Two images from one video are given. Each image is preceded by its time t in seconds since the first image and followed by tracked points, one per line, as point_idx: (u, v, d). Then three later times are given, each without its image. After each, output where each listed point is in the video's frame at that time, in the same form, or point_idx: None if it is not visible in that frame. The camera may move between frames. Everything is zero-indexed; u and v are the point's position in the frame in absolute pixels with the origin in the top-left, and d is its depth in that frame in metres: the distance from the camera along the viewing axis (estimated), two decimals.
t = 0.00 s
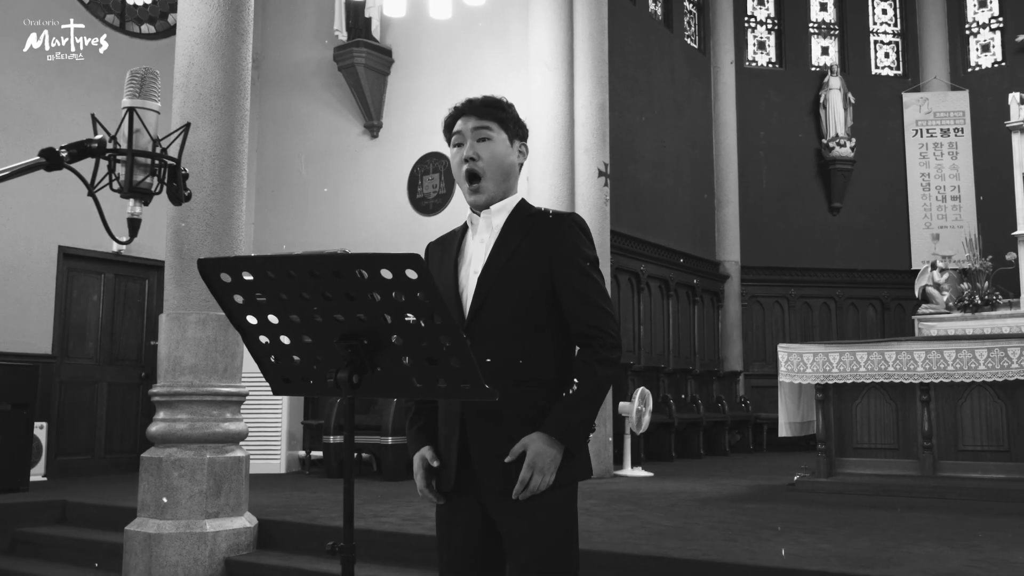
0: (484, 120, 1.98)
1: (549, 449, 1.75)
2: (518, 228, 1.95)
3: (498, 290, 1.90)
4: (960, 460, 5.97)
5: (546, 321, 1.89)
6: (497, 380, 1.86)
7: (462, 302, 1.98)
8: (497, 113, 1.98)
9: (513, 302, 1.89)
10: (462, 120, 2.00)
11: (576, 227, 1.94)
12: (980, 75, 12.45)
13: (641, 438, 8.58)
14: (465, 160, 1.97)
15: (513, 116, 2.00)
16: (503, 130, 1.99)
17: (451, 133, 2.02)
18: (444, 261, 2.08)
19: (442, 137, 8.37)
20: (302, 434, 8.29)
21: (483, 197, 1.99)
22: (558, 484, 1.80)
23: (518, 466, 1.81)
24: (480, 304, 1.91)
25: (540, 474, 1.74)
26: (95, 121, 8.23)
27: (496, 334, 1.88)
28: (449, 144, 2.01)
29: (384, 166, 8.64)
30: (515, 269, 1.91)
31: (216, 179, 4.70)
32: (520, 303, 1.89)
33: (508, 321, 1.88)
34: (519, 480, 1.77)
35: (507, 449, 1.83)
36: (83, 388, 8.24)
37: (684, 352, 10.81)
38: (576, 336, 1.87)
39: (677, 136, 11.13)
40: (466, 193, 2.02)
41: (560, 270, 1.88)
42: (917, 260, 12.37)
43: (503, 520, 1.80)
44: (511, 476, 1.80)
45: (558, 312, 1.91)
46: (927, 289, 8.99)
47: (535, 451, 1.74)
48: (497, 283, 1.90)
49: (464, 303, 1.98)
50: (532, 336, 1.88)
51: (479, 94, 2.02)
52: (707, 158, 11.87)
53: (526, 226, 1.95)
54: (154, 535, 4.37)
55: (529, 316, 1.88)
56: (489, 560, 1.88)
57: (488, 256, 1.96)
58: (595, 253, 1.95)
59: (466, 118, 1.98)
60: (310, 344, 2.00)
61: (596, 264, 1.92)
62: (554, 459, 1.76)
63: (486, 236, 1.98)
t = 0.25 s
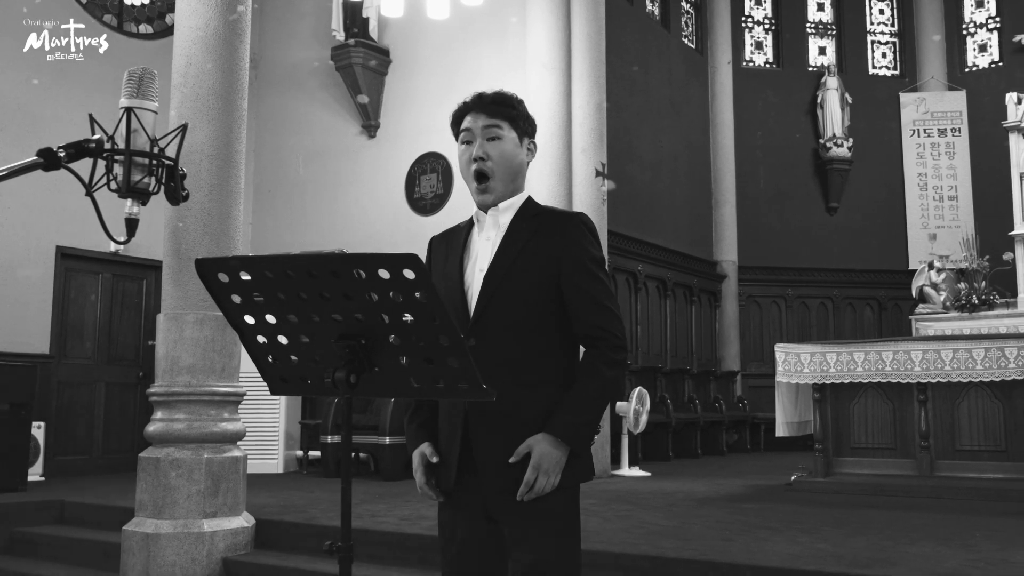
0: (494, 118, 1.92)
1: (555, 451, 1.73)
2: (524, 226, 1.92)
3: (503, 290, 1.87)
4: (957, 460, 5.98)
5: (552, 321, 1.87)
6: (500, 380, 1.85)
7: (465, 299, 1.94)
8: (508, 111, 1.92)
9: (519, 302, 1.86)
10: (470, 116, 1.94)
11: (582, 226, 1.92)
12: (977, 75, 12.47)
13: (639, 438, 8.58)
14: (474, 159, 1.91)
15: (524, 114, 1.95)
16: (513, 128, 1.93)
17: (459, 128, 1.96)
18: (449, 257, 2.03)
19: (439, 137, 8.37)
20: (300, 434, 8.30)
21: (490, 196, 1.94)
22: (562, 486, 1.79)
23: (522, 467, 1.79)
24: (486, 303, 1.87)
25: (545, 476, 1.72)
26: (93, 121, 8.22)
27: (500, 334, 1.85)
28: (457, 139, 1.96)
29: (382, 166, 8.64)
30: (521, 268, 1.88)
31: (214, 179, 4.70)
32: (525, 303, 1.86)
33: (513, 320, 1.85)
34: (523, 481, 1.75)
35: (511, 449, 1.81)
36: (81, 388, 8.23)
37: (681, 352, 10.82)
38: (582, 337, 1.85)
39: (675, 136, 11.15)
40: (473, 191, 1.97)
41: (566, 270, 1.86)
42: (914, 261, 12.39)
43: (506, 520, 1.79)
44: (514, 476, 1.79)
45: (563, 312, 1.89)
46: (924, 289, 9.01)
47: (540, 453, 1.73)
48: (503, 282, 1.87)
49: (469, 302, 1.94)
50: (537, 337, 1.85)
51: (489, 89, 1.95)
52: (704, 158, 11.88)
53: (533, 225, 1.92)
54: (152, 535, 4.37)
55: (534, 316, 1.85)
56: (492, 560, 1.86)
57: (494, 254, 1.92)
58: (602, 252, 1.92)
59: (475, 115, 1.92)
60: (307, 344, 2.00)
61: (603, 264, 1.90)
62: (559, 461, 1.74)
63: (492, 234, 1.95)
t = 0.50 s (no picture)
0: (502, 118, 1.91)
1: (560, 452, 1.74)
2: (529, 226, 1.92)
3: (508, 290, 1.87)
4: (954, 460, 5.99)
5: (555, 322, 1.87)
6: (503, 382, 1.84)
7: (468, 300, 1.94)
8: (515, 111, 1.92)
9: (522, 303, 1.86)
10: (476, 115, 1.93)
11: (587, 227, 1.91)
12: (974, 75, 12.48)
13: (636, 438, 8.58)
14: (481, 159, 1.91)
15: (531, 114, 1.94)
16: (520, 128, 1.93)
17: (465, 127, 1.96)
18: (451, 254, 2.03)
19: (437, 137, 8.37)
20: (297, 434, 8.29)
21: (495, 195, 1.94)
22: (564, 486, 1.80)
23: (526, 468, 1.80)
24: (489, 304, 1.87)
25: (550, 477, 1.73)
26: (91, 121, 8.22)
27: (503, 336, 1.85)
28: (463, 138, 1.95)
29: (380, 166, 8.64)
30: (526, 269, 1.87)
31: (212, 179, 4.70)
32: (530, 304, 1.86)
33: (516, 321, 1.85)
34: (527, 482, 1.75)
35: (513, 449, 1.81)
36: (78, 388, 8.22)
37: (678, 352, 10.83)
38: (586, 338, 1.84)
39: (672, 135, 11.15)
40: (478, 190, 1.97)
41: (571, 271, 1.86)
42: (911, 260, 12.40)
43: (508, 518, 1.79)
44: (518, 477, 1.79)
45: (567, 313, 1.88)
46: (921, 289, 9.01)
47: (545, 455, 1.73)
48: (507, 283, 1.87)
49: (472, 303, 1.93)
50: (540, 337, 1.85)
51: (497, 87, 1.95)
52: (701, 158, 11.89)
53: (538, 224, 1.92)
54: (150, 535, 4.37)
55: (537, 317, 1.85)
56: (493, 560, 1.86)
57: (498, 254, 1.92)
58: (606, 253, 1.92)
59: (483, 114, 1.92)
60: (305, 344, 2.00)
61: (607, 265, 1.89)
62: (563, 463, 1.74)
63: (496, 233, 1.94)
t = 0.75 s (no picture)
0: (506, 118, 1.90)
1: (561, 450, 1.73)
2: (530, 226, 1.92)
3: (510, 290, 1.87)
4: (951, 460, 6.00)
5: (557, 322, 1.87)
6: (503, 382, 1.84)
7: (468, 299, 1.94)
8: (519, 110, 1.91)
9: (523, 303, 1.86)
10: (480, 113, 1.92)
11: (588, 227, 1.91)
12: (971, 75, 12.50)
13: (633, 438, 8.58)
14: (483, 159, 1.90)
15: (534, 113, 1.94)
16: (524, 128, 1.92)
17: (468, 125, 1.94)
18: (452, 253, 2.02)
19: (434, 137, 8.37)
20: (295, 434, 8.29)
21: (497, 194, 1.94)
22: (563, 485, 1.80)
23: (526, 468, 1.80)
24: (490, 305, 1.87)
25: (550, 474, 1.72)
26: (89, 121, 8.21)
27: (504, 336, 1.85)
28: (465, 136, 1.94)
29: (378, 166, 8.63)
30: (527, 269, 1.88)
31: (209, 179, 4.70)
32: (532, 304, 1.86)
33: (517, 322, 1.85)
34: (528, 480, 1.75)
35: (514, 448, 1.81)
36: (76, 388, 8.21)
37: (676, 352, 10.83)
38: (588, 338, 1.84)
39: (670, 135, 11.16)
40: (479, 188, 1.96)
41: (572, 271, 1.86)
42: (909, 260, 12.41)
43: (508, 518, 1.79)
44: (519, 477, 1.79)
45: (568, 313, 1.88)
46: (918, 289, 9.00)
47: (547, 452, 1.72)
48: (508, 284, 1.87)
49: (473, 304, 1.93)
50: (542, 337, 1.85)
51: (502, 85, 1.93)
52: (699, 158, 11.90)
53: (540, 224, 1.92)
54: (148, 535, 4.36)
55: (538, 317, 1.85)
56: (492, 560, 1.86)
57: (499, 254, 1.92)
58: (608, 253, 1.92)
59: (487, 112, 1.90)
60: (303, 343, 2.00)
61: (609, 265, 1.89)
62: (564, 460, 1.73)
63: (497, 233, 1.94)
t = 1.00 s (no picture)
0: (507, 118, 1.90)
1: (563, 445, 1.72)
2: (530, 226, 1.92)
3: (509, 291, 1.87)
4: (948, 459, 6.00)
5: (556, 321, 1.87)
6: (503, 381, 1.84)
7: (467, 299, 1.94)
8: (520, 110, 1.91)
9: (522, 302, 1.86)
10: (481, 112, 1.92)
11: (587, 227, 1.91)
12: (968, 75, 12.52)
13: (630, 438, 8.59)
14: (485, 158, 1.90)
15: (536, 113, 1.94)
16: (525, 127, 1.92)
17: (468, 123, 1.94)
18: (451, 252, 2.02)
19: (431, 137, 8.37)
20: (292, 434, 8.28)
21: (496, 194, 1.94)
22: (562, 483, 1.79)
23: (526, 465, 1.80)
24: (489, 306, 1.87)
25: (551, 469, 1.71)
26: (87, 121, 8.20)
27: (502, 337, 1.85)
28: (466, 134, 1.94)
29: (375, 166, 8.63)
30: (527, 269, 1.88)
31: (207, 179, 4.69)
32: (531, 303, 1.86)
33: (516, 322, 1.86)
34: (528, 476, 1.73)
35: (514, 446, 1.81)
36: (74, 388, 8.20)
37: (673, 352, 10.84)
38: (589, 336, 1.84)
39: (667, 135, 11.17)
40: (479, 187, 1.97)
41: (571, 270, 1.86)
42: (906, 260, 12.42)
43: (508, 517, 1.79)
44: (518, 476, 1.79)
45: (568, 312, 1.88)
46: (916, 289, 8.85)
47: (548, 447, 1.71)
48: (507, 283, 1.87)
49: (472, 304, 1.93)
50: (541, 336, 1.86)
51: (504, 83, 1.93)
52: (696, 158, 11.91)
53: (539, 224, 1.92)
54: (146, 534, 4.36)
55: (537, 317, 1.86)
56: (491, 560, 1.86)
57: (498, 254, 1.92)
58: (607, 252, 1.91)
59: (488, 112, 1.90)
60: (300, 343, 2.00)
61: (609, 264, 1.89)
62: (565, 455, 1.72)
63: (497, 233, 1.95)
